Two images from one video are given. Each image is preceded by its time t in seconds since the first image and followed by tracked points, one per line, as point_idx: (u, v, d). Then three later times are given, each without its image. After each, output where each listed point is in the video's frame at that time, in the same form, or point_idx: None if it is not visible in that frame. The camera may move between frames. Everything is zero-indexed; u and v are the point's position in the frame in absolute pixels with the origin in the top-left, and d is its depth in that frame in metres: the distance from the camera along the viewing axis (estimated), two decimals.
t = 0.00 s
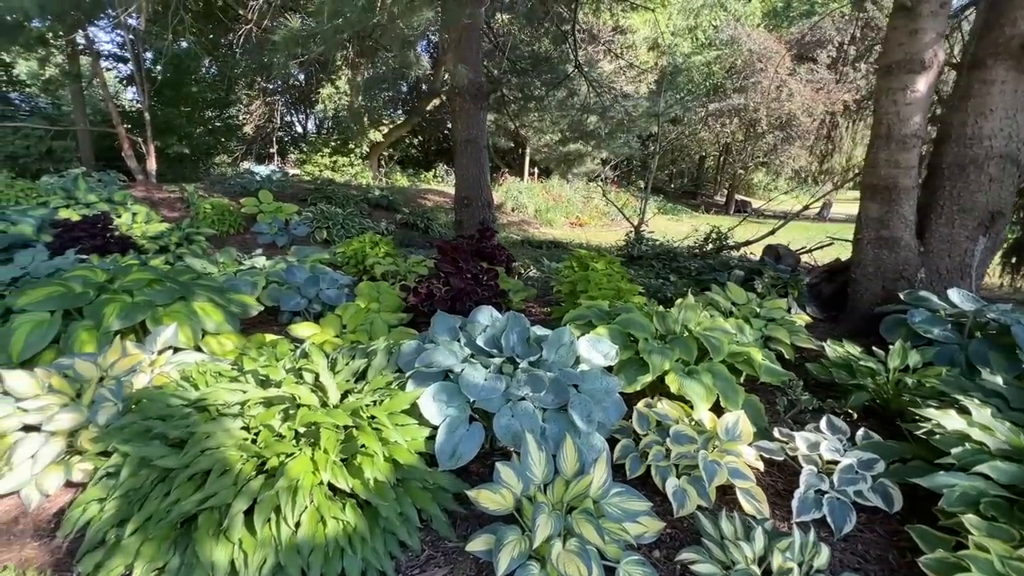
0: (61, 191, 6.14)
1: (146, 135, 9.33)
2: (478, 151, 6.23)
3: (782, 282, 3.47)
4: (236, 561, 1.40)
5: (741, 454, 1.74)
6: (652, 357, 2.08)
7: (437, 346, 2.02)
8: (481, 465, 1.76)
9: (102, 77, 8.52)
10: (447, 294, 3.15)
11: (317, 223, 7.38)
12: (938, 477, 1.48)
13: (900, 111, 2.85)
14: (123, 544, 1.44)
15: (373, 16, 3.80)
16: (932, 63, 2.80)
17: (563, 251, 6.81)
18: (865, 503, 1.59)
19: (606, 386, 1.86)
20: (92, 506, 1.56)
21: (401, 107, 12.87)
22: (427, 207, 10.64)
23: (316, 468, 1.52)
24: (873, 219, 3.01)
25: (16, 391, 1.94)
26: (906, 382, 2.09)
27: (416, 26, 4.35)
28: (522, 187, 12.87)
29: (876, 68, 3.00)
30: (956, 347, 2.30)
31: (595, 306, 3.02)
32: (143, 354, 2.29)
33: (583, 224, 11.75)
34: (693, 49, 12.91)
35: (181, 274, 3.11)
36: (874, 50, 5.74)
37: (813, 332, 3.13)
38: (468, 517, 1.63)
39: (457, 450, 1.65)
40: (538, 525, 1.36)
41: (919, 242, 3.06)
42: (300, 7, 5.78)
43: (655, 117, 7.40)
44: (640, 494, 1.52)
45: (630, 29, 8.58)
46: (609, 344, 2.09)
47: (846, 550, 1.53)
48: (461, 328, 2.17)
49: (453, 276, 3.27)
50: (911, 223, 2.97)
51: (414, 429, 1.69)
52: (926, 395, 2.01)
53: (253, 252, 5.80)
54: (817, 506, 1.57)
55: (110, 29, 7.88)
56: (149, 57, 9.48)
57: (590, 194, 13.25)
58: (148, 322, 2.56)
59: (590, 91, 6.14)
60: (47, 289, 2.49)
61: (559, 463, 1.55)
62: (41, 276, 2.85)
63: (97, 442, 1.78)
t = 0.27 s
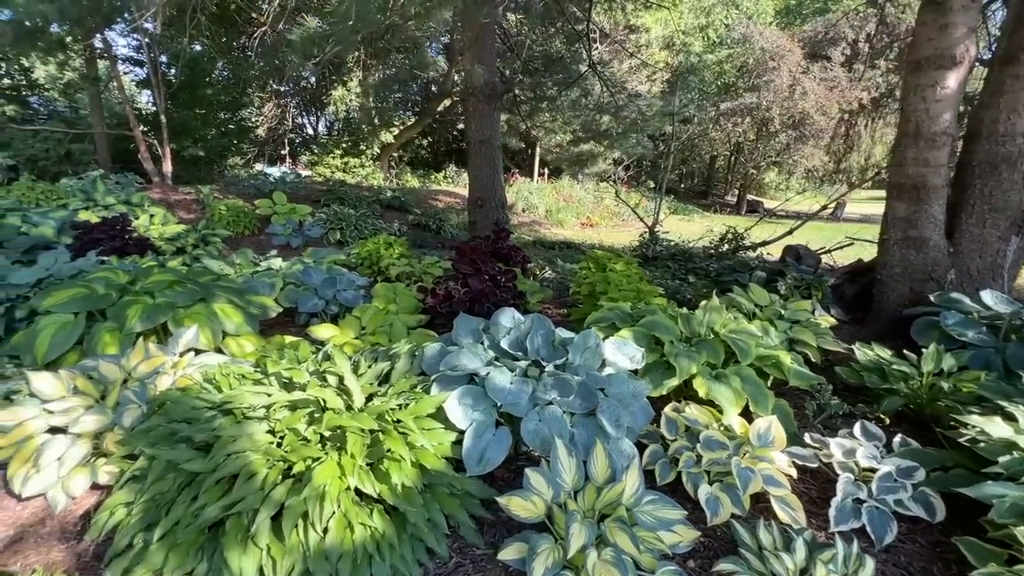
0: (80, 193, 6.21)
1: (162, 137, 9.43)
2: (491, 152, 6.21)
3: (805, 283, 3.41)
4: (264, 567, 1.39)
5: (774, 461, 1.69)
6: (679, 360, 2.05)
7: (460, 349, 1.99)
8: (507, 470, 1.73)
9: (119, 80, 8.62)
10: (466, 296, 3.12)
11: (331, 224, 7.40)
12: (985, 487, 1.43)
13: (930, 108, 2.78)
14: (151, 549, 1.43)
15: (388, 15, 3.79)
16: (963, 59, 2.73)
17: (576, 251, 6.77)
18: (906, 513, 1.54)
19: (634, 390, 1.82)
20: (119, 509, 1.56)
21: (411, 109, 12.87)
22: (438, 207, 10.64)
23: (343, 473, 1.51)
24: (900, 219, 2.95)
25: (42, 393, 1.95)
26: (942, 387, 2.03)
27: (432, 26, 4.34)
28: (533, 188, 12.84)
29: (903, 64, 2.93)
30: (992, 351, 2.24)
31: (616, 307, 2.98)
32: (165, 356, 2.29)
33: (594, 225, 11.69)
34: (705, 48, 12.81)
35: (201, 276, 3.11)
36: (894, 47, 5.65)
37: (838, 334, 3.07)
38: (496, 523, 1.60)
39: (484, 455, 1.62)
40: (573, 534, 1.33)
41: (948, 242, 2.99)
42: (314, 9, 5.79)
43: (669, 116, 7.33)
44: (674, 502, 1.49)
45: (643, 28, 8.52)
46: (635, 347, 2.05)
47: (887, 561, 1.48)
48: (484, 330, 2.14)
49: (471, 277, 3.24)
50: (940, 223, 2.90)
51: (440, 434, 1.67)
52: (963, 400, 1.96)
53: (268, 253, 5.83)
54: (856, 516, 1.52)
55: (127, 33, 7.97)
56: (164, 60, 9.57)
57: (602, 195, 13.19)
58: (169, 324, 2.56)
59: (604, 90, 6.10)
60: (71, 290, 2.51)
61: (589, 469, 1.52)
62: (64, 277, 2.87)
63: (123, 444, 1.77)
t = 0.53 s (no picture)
0: (103, 193, 6.29)
1: (182, 138, 9.53)
2: (507, 151, 6.18)
3: (833, 283, 3.34)
4: (297, 570, 1.38)
5: (812, 466, 1.65)
6: (711, 363, 2.01)
7: (488, 349, 1.96)
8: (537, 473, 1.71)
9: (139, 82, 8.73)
10: (488, 295, 3.09)
11: (347, 224, 7.42)
12: None
13: (966, 103, 2.71)
14: (183, 549, 1.43)
15: (408, 14, 3.78)
16: (1002, 52, 2.66)
17: (591, 251, 6.72)
18: (954, 522, 1.49)
19: (666, 392, 1.78)
20: (150, 508, 1.55)
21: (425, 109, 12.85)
22: (452, 207, 10.64)
23: (374, 475, 1.49)
24: (933, 217, 2.87)
25: (73, 391, 1.97)
26: (984, 391, 1.97)
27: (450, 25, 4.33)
28: (546, 188, 12.79)
29: (938, 57, 2.86)
30: None
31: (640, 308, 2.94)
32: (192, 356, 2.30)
33: (608, 225, 11.62)
34: (721, 46, 12.68)
35: (224, 275, 3.12)
36: (918, 42, 5.53)
37: (869, 336, 2.99)
38: (527, 528, 1.58)
39: (515, 458, 1.60)
40: (611, 542, 1.30)
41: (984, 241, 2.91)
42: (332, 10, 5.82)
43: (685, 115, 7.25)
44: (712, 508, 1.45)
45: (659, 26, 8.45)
46: (665, 349, 2.01)
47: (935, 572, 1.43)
48: (510, 331, 2.12)
49: (493, 277, 3.21)
50: (976, 222, 2.82)
51: (471, 436, 1.64)
52: (1008, 405, 1.89)
53: (286, 252, 5.85)
54: (901, 525, 1.47)
55: (147, 35, 8.07)
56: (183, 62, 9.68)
57: (615, 194, 13.12)
58: (194, 323, 2.57)
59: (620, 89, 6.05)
60: (98, 290, 2.52)
61: (624, 474, 1.49)
62: (91, 277, 2.89)
63: (152, 444, 1.78)
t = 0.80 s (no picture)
0: (125, 191, 6.35)
1: (201, 136, 9.60)
2: (525, 147, 6.12)
3: (864, 281, 3.26)
4: (330, 571, 1.36)
5: (854, 471, 1.60)
6: (746, 363, 1.96)
7: (517, 348, 1.93)
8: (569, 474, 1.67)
9: (158, 80, 8.80)
10: (510, 293, 3.06)
11: (363, 221, 7.42)
12: None
13: (1008, 94, 2.63)
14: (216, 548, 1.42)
15: (429, 9, 3.75)
16: None
17: (608, 248, 6.64)
18: (1007, 532, 1.44)
19: (701, 393, 1.74)
20: (181, 506, 1.55)
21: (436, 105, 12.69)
22: (467, 204, 10.60)
23: (406, 476, 1.47)
24: (971, 213, 2.77)
25: (105, 388, 1.98)
26: None
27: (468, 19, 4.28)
28: (560, 184, 12.70)
29: (979, 48, 2.78)
30: None
31: (666, 306, 2.89)
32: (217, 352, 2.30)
33: (623, 221, 11.52)
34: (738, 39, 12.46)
35: (248, 272, 3.13)
36: (948, 32, 5.37)
37: (902, 335, 2.91)
38: (560, 531, 1.55)
39: (548, 459, 1.57)
40: (653, 548, 1.27)
41: None
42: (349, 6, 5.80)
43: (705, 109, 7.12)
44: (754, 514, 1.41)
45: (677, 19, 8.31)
46: (697, 348, 1.97)
47: None
48: (538, 329, 2.08)
49: (515, 274, 3.17)
50: (1017, 218, 2.72)
51: (502, 436, 1.62)
52: None
53: (305, 249, 5.86)
54: (952, 534, 1.42)
55: (166, 34, 8.13)
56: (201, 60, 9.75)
57: (630, 190, 13.00)
58: (219, 320, 2.57)
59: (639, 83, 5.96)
60: (126, 286, 2.54)
61: (662, 477, 1.46)
62: (118, 273, 2.91)
63: (182, 441, 1.78)
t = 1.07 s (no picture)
0: (151, 194, 6.45)
1: (222, 139, 9.72)
2: (545, 148, 6.09)
3: (900, 284, 3.18)
4: None
5: (902, 484, 1.55)
6: (784, 371, 1.92)
7: (548, 353, 1.90)
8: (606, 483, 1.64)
9: (181, 85, 8.93)
10: (534, 296, 3.02)
11: (382, 222, 7.44)
12: None
13: None
14: (252, 555, 1.41)
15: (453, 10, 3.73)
16: None
17: (628, 249, 6.58)
18: None
19: (739, 401, 1.69)
20: (216, 512, 1.54)
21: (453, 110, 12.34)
22: (483, 205, 10.59)
23: (441, 484, 1.44)
24: (1014, 214, 2.67)
25: (138, 390, 1.99)
26: None
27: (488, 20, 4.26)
28: (576, 185, 12.64)
29: None
30: None
31: (695, 310, 2.83)
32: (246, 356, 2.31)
33: (640, 223, 11.42)
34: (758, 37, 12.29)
35: (274, 274, 3.14)
36: (980, 28, 5.22)
37: (942, 340, 2.83)
38: (597, 542, 1.51)
39: (584, 469, 1.54)
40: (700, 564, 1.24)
41: None
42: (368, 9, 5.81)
43: (726, 108, 7.02)
44: (801, 528, 1.37)
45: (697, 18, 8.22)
46: (733, 354, 1.92)
47: None
48: (568, 334, 2.05)
49: (540, 276, 3.14)
50: None
51: (537, 445, 1.59)
52: None
53: (326, 251, 5.91)
54: (1011, 553, 1.37)
55: (189, 38, 8.24)
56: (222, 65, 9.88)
57: (646, 191, 12.91)
58: (247, 323, 2.58)
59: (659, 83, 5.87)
60: (156, 289, 2.56)
61: (704, 489, 1.42)
62: (148, 276, 2.94)
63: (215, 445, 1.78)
